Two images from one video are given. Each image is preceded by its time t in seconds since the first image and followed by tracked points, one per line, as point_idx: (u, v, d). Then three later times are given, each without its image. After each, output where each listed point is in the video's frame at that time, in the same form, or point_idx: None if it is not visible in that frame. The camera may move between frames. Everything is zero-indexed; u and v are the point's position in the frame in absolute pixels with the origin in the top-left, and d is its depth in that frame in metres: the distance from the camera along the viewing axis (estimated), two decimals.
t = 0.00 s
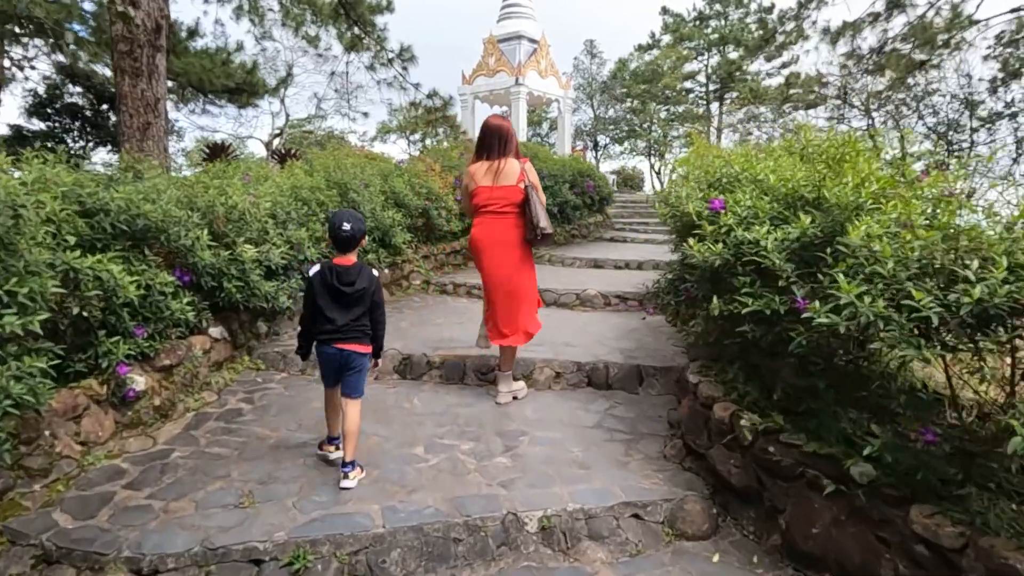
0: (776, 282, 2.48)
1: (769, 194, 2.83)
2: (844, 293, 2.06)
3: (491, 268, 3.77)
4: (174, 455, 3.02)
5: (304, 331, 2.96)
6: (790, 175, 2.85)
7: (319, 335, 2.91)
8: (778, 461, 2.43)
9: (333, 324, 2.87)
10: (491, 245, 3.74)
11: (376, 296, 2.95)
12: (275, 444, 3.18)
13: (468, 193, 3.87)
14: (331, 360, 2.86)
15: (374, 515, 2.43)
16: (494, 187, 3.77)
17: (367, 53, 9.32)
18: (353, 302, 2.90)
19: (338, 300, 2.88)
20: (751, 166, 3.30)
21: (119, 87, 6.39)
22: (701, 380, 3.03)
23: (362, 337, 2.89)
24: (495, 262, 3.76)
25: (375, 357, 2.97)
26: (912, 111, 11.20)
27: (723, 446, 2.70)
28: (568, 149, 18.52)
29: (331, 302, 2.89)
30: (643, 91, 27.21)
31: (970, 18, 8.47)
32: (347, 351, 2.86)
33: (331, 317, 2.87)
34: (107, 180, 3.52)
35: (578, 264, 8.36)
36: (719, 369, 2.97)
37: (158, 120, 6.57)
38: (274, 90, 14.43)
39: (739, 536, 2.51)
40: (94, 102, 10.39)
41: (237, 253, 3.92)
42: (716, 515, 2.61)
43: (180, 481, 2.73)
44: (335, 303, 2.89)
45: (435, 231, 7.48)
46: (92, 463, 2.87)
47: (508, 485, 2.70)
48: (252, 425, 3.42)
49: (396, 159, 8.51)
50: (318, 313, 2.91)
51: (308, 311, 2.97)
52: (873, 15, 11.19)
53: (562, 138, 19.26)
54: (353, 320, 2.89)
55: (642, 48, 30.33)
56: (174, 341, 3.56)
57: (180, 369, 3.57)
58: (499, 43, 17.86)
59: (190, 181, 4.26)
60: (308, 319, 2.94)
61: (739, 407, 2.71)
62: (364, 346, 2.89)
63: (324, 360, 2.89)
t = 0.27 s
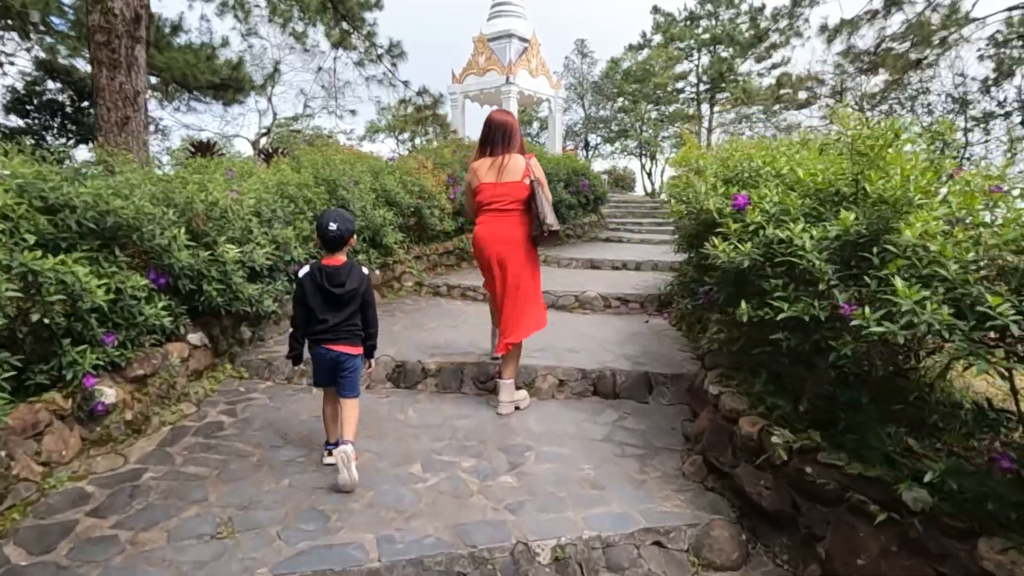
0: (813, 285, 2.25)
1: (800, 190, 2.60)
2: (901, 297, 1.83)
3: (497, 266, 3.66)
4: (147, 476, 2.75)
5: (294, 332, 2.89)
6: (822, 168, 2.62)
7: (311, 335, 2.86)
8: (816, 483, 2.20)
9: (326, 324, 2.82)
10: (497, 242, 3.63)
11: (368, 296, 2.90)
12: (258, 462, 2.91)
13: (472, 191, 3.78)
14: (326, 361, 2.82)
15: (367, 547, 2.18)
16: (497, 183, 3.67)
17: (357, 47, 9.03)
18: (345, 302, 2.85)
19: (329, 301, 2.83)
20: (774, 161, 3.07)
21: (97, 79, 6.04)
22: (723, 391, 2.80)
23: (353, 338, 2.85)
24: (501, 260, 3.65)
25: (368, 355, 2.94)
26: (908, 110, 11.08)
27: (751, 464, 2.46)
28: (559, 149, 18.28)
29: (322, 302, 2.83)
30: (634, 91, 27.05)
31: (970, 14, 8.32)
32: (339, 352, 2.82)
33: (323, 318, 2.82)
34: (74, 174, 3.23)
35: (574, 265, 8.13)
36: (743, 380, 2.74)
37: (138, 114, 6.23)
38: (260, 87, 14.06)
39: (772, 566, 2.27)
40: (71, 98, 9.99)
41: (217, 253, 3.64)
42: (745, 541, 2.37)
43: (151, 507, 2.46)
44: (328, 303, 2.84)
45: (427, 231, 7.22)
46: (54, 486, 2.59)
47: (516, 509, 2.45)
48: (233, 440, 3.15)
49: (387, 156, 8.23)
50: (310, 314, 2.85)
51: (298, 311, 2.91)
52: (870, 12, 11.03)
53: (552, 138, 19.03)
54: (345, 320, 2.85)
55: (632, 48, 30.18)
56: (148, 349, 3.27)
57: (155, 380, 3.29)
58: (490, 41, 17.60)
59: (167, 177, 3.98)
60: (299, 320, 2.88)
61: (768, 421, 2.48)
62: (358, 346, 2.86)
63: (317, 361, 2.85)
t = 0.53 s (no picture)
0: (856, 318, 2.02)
1: (834, 210, 2.37)
2: (976, 341, 1.60)
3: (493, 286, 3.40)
4: (106, 527, 2.46)
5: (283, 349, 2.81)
6: (856, 186, 2.40)
7: (299, 352, 2.77)
8: (860, 542, 1.96)
9: (314, 341, 2.73)
10: (493, 261, 3.37)
11: (356, 309, 2.80)
12: (234, 508, 2.63)
13: (468, 207, 3.54)
14: (315, 378, 2.73)
15: None
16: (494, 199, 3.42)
17: (342, 47, 8.72)
18: (332, 316, 2.75)
19: (316, 317, 2.73)
20: (796, 175, 2.85)
21: (65, 78, 5.60)
22: (744, 428, 2.56)
23: (344, 351, 2.79)
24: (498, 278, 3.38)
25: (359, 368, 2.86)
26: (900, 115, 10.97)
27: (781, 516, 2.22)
28: (547, 152, 18.02)
29: (309, 318, 2.74)
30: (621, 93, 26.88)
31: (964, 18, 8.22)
32: (330, 367, 2.74)
33: (310, 334, 2.73)
34: (27, 187, 2.92)
35: (567, 273, 7.89)
36: (767, 416, 2.50)
37: (110, 117, 5.78)
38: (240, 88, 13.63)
39: None
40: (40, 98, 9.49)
41: (189, 270, 3.35)
42: None
43: (109, 569, 2.18)
44: (314, 319, 2.74)
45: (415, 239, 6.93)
46: None
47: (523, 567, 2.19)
48: (205, 480, 2.86)
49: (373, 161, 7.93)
50: (297, 330, 2.76)
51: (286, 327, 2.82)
52: (862, 15, 10.91)
53: (540, 140, 18.75)
54: (333, 335, 2.75)
55: (619, 49, 30.10)
56: (110, 379, 2.98)
57: (119, 412, 3.00)
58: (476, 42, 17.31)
59: (135, 187, 3.67)
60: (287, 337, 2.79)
61: (799, 466, 2.24)
62: (348, 360, 2.79)
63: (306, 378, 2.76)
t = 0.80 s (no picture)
0: (886, 358, 1.85)
1: (855, 236, 2.23)
2: None
3: (483, 288, 3.26)
4: None
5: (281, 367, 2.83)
6: (877, 209, 2.26)
7: (296, 370, 2.79)
8: None
9: (311, 359, 2.76)
10: (482, 262, 3.24)
11: (355, 329, 2.83)
12: (203, 557, 2.41)
13: (454, 212, 3.43)
14: (310, 396, 2.75)
15: None
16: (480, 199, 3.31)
17: (323, 50, 8.48)
18: (330, 335, 2.78)
19: (314, 335, 2.76)
20: (807, 194, 2.70)
21: (29, 83, 5.28)
22: (757, 466, 2.39)
23: (342, 370, 2.81)
24: (487, 279, 3.24)
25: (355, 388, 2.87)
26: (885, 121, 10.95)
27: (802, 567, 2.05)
28: (531, 156, 17.87)
29: (307, 337, 2.77)
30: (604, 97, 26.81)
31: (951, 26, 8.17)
32: (327, 386, 2.77)
33: (307, 352, 2.77)
34: None
35: (556, 283, 7.72)
36: (782, 454, 2.33)
37: (78, 123, 5.48)
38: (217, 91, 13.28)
39: None
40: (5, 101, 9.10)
41: (158, 293, 3.12)
42: None
43: None
44: (312, 337, 2.77)
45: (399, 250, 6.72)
46: None
47: None
48: (174, 523, 2.64)
49: (356, 168, 7.70)
50: (295, 348, 2.79)
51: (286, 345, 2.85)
52: (848, 21, 10.86)
53: (524, 144, 18.58)
54: (330, 354, 2.78)
55: (603, 52, 30.07)
56: (71, 414, 2.75)
57: (79, 448, 2.78)
58: (459, 45, 17.10)
59: (100, 202, 3.43)
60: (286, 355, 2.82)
61: (820, 513, 2.08)
62: (344, 380, 2.81)
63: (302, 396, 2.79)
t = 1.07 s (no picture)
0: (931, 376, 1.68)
1: (883, 241, 2.06)
2: None
3: (471, 277, 3.17)
4: None
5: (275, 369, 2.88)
6: (906, 213, 2.09)
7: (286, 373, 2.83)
8: None
9: (298, 362, 2.78)
10: (471, 251, 3.14)
11: (344, 334, 2.83)
12: None
13: (444, 195, 3.29)
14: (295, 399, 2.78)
15: None
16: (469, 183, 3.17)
17: (303, 49, 8.20)
18: (319, 339, 2.80)
19: (303, 338, 2.79)
20: (823, 195, 2.53)
21: None
22: (777, 489, 2.21)
23: (330, 375, 2.81)
24: (476, 269, 3.15)
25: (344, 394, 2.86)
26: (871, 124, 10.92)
27: None
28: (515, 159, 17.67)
29: (298, 340, 2.80)
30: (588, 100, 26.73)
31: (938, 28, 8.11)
32: (312, 390, 2.78)
33: (295, 355, 2.79)
34: None
35: (544, 288, 7.52)
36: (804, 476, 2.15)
37: (44, 122, 5.13)
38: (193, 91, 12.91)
39: None
40: None
41: (124, 302, 2.88)
42: None
43: None
44: (301, 340, 2.80)
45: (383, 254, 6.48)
46: None
47: None
48: (137, 556, 2.40)
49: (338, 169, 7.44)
50: (286, 350, 2.83)
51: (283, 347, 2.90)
52: (833, 23, 10.80)
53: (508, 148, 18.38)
54: (317, 358, 2.78)
55: (586, 56, 30.02)
56: (24, 437, 2.51)
57: (34, 475, 2.53)
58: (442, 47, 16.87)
59: (61, 204, 3.18)
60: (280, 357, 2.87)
61: (852, 542, 1.89)
62: (330, 385, 2.81)
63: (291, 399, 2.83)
